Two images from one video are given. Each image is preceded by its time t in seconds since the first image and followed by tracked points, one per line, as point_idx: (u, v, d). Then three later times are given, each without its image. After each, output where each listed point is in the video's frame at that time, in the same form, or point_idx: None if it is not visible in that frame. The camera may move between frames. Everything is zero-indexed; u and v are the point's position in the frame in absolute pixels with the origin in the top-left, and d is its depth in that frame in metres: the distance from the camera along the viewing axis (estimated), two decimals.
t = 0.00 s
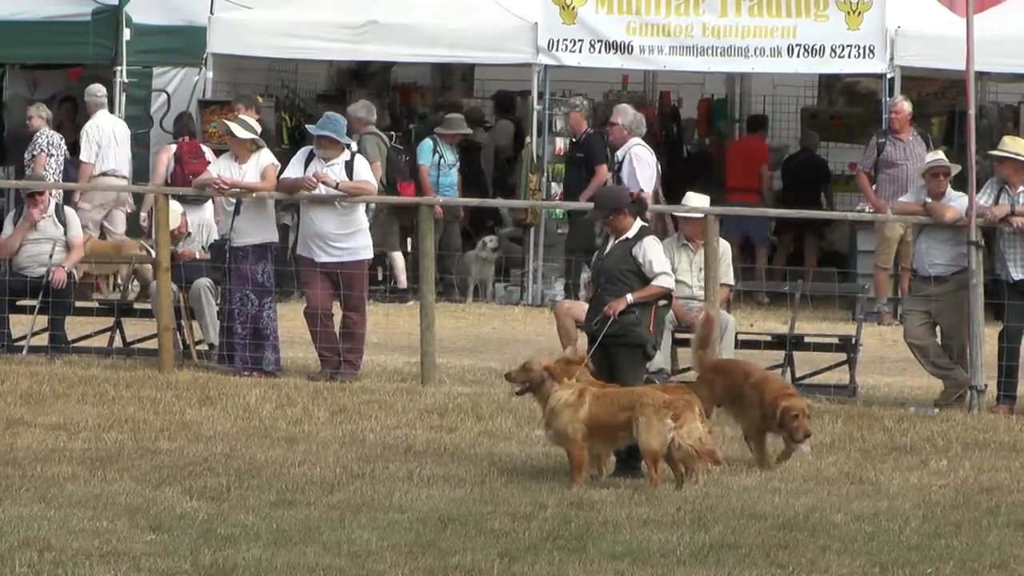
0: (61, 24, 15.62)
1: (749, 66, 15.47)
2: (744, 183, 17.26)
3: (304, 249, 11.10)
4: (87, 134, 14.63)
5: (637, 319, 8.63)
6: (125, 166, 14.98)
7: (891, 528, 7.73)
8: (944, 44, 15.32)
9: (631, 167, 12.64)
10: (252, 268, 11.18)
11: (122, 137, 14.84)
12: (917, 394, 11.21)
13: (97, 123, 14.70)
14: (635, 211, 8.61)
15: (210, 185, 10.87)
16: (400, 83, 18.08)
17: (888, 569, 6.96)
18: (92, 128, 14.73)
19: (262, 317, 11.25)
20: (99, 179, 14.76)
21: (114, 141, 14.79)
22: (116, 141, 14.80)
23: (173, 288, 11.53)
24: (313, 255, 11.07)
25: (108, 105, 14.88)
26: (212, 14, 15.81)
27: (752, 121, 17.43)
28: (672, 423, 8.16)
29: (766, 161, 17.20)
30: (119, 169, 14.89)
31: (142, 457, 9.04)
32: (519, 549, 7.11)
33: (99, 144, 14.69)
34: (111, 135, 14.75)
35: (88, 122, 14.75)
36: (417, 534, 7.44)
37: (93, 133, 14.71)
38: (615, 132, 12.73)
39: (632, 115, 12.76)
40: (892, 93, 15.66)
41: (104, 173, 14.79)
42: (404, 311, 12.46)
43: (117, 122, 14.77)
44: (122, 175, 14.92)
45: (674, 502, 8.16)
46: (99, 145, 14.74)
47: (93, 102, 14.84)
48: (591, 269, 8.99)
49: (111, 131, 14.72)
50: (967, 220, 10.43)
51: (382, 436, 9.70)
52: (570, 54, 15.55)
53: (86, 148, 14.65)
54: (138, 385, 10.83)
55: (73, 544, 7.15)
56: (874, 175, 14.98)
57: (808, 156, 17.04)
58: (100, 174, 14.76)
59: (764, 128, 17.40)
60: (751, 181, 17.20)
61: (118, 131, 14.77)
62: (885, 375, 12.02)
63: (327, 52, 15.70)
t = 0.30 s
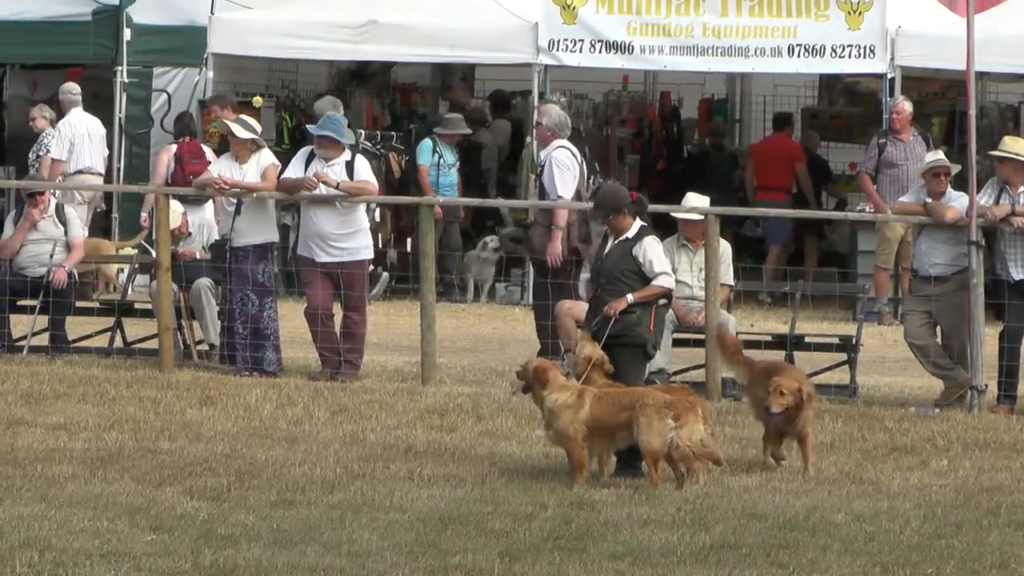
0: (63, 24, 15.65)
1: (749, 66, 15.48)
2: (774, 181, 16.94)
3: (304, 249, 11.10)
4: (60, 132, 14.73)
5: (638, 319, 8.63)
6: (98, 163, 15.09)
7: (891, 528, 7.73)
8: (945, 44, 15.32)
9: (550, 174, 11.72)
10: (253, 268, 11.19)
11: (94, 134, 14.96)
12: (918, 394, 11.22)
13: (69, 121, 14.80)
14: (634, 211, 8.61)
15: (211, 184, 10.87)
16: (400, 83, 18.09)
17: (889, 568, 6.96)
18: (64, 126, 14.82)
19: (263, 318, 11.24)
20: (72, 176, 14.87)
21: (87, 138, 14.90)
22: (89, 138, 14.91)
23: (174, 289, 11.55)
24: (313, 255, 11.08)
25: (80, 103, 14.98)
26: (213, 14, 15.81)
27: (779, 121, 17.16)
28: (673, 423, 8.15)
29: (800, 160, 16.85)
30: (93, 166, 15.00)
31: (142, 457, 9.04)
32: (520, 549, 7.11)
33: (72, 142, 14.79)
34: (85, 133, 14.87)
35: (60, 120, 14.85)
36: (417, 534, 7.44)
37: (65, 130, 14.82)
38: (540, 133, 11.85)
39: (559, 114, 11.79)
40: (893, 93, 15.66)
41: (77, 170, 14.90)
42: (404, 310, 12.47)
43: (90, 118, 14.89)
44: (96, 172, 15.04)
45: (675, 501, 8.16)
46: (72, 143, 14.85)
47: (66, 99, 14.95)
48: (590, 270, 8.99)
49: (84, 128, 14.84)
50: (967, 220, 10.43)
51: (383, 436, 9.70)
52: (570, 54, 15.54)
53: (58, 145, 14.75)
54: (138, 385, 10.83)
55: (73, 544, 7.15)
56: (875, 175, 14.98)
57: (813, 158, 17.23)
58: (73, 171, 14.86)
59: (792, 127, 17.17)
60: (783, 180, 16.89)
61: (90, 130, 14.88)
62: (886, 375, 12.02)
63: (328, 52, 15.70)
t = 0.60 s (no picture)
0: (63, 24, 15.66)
1: (750, 66, 15.48)
2: (798, 182, 17.05)
3: (304, 249, 11.11)
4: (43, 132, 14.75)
5: (640, 319, 8.64)
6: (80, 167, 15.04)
7: (892, 528, 7.73)
8: (945, 44, 15.32)
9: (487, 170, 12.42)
10: (253, 268, 11.20)
11: (77, 135, 14.95)
12: (918, 394, 11.22)
13: (53, 121, 14.81)
14: (635, 211, 8.62)
15: (212, 184, 10.88)
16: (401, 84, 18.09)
17: (889, 569, 6.96)
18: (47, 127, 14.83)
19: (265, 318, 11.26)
20: (53, 177, 14.82)
21: (70, 139, 14.89)
22: (72, 139, 14.90)
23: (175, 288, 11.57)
24: (313, 255, 11.08)
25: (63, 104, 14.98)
26: (214, 15, 15.81)
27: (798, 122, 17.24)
28: (674, 423, 8.14)
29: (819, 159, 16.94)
30: (75, 168, 14.94)
31: (143, 457, 9.04)
32: (521, 549, 7.11)
33: (55, 143, 14.79)
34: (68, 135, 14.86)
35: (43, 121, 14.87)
36: (418, 534, 7.44)
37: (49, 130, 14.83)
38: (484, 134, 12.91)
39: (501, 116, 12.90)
40: (894, 93, 15.66)
41: (59, 171, 14.85)
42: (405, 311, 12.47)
43: (73, 120, 14.91)
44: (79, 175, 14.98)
45: (675, 502, 8.16)
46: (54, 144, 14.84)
47: (50, 100, 14.96)
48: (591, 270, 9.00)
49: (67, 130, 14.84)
50: (968, 220, 10.44)
51: (384, 436, 9.69)
52: (571, 54, 15.55)
53: (41, 145, 14.78)
54: (139, 385, 10.83)
55: (74, 544, 7.15)
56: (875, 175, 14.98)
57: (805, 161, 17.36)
58: (55, 172, 14.83)
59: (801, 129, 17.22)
60: (806, 180, 17.00)
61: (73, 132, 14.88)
62: (886, 375, 12.02)
63: (329, 52, 15.70)
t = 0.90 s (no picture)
0: (64, 24, 15.66)
1: (751, 66, 15.49)
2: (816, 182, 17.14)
3: (305, 250, 11.11)
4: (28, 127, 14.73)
5: (641, 319, 8.64)
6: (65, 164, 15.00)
7: (893, 528, 7.73)
8: (946, 44, 15.32)
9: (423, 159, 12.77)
10: (254, 268, 11.19)
11: (64, 132, 14.89)
12: (919, 394, 11.23)
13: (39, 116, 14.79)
14: (636, 211, 8.62)
15: (213, 184, 10.88)
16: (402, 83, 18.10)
17: (890, 569, 6.95)
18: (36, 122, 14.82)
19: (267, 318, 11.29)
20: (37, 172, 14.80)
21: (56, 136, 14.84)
22: (58, 135, 14.85)
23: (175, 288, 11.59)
24: (314, 255, 11.08)
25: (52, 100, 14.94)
26: (215, 15, 15.82)
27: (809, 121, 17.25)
28: (674, 423, 8.15)
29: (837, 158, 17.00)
30: (58, 165, 14.89)
31: (144, 457, 9.04)
32: (521, 549, 7.11)
33: (40, 138, 14.76)
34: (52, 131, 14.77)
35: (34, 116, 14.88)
36: (418, 534, 7.44)
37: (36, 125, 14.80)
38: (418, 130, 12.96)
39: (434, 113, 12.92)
40: (895, 93, 15.67)
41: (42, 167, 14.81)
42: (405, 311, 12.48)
43: (60, 116, 14.84)
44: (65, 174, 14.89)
45: (676, 502, 8.16)
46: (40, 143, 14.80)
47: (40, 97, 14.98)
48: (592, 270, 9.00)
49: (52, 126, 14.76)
50: (969, 219, 10.44)
51: (385, 436, 9.69)
52: (572, 54, 15.55)
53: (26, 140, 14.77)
54: (140, 385, 10.83)
55: (74, 544, 7.15)
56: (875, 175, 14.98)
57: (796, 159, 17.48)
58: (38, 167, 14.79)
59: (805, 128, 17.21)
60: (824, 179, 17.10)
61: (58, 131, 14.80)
62: (887, 375, 12.03)
63: (330, 52, 15.71)
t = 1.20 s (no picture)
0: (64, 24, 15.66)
1: (752, 66, 15.48)
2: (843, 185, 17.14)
3: (306, 249, 11.11)
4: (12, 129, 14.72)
5: (641, 319, 8.63)
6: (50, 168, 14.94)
7: (894, 528, 7.73)
8: (947, 44, 15.32)
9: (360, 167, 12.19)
10: (257, 267, 11.17)
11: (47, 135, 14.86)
12: (920, 394, 11.22)
13: (23, 118, 14.79)
14: (637, 212, 8.61)
15: (213, 184, 10.88)
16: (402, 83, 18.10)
17: (891, 569, 6.95)
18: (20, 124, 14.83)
19: (270, 317, 11.30)
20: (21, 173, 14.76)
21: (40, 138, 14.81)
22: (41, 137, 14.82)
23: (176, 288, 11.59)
24: (315, 255, 11.08)
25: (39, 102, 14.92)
26: (216, 15, 15.82)
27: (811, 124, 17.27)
28: (674, 423, 8.14)
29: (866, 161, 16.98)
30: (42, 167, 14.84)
31: (145, 457, 9.04)
32: (522, 549, 7.11)
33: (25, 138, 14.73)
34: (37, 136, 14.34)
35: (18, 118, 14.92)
36: (419, 534, 7.44)
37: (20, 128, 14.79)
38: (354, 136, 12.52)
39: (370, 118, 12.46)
40: (896, 93, 15.67)
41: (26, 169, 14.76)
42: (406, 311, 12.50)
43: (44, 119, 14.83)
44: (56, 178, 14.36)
45: (677, 502, 8.16)
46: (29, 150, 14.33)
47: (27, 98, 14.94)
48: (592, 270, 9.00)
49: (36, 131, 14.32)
50: (970, 219, 10.43)
51: (385, 436, 9.69)
52: (573, 54, 15.55)
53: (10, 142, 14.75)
54: (140, 385, 10.83)
55: (75, 544, 7.15)
56: (876, 175, 14.98)
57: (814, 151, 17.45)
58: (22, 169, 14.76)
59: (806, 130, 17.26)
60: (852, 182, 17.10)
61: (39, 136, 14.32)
62: (888, 375, 12.03)
63: (331, 52, 15.71)
